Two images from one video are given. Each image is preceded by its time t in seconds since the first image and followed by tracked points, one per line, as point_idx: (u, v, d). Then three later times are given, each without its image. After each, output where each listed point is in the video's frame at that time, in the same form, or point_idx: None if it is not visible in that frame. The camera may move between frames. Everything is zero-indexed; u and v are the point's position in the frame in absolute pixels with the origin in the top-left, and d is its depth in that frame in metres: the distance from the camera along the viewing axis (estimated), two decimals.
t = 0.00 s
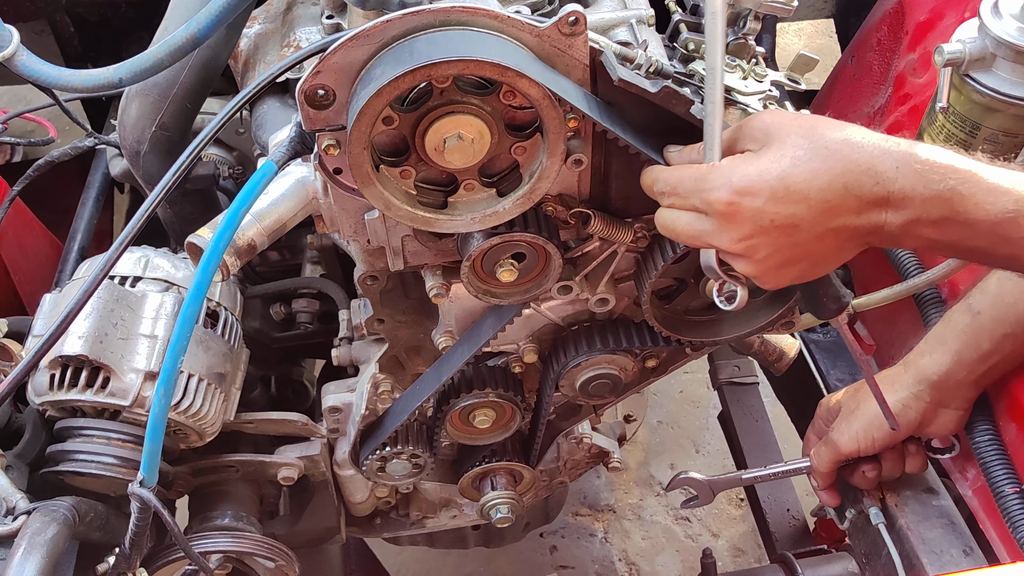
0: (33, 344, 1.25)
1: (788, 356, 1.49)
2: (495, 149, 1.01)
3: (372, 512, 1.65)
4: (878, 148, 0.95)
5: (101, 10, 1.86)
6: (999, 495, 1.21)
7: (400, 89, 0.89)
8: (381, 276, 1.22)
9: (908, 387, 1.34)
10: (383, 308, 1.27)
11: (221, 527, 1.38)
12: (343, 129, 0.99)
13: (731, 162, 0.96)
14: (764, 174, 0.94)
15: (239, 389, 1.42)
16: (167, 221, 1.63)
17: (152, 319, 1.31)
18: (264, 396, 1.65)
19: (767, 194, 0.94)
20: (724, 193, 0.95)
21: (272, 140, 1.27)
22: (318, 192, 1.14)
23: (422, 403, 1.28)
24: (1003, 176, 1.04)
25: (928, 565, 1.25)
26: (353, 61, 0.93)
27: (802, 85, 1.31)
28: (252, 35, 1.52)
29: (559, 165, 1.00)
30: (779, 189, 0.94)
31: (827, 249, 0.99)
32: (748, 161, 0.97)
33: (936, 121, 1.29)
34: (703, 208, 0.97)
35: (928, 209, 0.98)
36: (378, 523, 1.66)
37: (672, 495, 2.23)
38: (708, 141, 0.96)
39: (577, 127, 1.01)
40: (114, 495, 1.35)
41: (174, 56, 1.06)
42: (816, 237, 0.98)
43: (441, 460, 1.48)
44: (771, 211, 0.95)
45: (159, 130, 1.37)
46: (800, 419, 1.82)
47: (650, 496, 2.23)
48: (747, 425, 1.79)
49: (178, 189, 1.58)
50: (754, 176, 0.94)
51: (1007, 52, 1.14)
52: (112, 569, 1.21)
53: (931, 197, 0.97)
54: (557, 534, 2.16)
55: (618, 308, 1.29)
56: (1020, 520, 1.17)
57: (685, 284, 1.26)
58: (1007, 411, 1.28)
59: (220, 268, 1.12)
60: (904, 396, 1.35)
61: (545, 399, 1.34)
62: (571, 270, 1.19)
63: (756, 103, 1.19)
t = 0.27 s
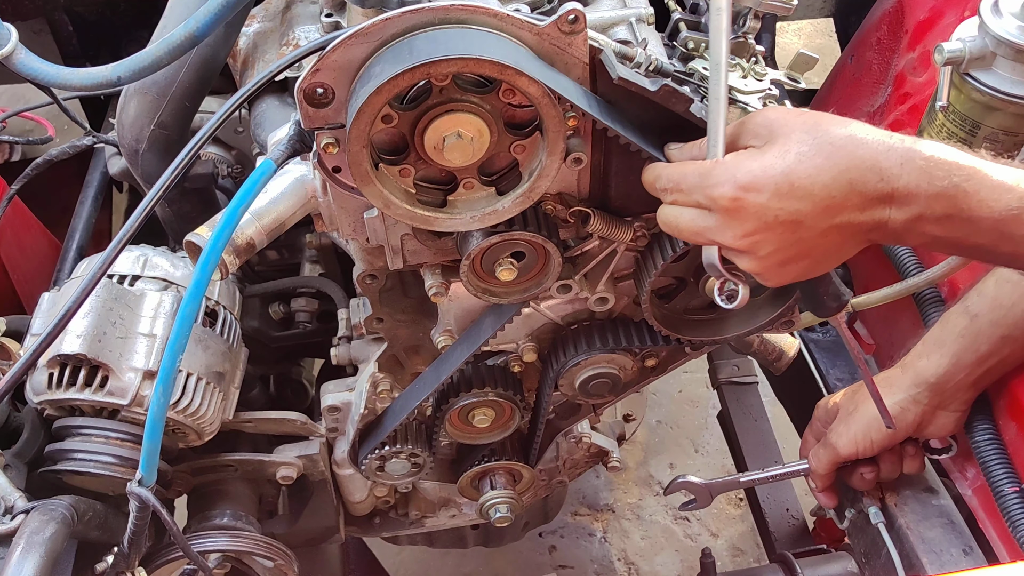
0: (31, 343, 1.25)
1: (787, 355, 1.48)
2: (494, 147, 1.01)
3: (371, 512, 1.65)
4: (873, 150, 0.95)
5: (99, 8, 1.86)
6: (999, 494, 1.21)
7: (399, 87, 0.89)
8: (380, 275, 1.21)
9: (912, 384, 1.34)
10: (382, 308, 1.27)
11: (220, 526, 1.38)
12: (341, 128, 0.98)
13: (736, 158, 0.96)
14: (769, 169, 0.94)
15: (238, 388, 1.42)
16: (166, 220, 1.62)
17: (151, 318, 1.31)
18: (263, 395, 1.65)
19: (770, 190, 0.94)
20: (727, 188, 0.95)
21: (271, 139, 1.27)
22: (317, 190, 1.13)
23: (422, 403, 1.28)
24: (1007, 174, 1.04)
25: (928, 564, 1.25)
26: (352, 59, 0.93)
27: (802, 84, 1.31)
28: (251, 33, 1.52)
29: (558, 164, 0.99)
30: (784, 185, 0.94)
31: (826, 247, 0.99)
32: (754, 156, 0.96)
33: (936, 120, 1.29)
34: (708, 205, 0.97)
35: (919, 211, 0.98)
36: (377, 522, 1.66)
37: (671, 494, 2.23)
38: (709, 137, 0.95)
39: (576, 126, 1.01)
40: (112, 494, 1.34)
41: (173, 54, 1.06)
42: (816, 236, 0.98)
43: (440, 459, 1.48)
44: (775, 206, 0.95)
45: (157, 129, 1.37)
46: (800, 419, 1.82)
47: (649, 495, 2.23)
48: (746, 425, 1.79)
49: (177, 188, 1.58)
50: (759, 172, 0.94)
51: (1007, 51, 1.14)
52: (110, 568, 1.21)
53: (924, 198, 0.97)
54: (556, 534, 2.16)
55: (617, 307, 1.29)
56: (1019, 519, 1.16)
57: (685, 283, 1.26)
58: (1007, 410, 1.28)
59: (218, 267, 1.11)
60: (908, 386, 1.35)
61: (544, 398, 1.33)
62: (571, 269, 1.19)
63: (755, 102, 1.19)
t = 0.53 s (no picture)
0: (29, 342, 1.25)
1: (786, 354, 1.47)
2: (493, 146, 1.01)
3: (370, 511, 1.65)
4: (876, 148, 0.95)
5: (98, 7, 1.85)
6: (998, 493, 1.20)
7: (397, 86, 0.89)
8: (378, 274, 1.21)
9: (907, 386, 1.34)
10: (381, 307, 1.27)
11: (219, 525, 1.38)
12: (340, 126, 0.98)
13: (734, 158, 0.96)
14: (769, 170, 0.94)
15: (236, 388, 1.42)
16: (165, 219, 1.62)
17: (149, 317, 1.31)
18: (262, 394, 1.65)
19: (770, 190, 0.94)
20: (727, 189, 0.95)
21: (270, 138, 1.27)
22: (316, 190, 1.13)
23: (420, 402, 1.28)
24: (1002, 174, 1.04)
25: (927, 563, 1.25)
26: (350, 58, 0.93)
27: (801, 83, 1.31)
28: (249, 32, 1.52)
29: (556, 163, 0.99)
30: (784, 185, 0.94)
31: (825, 246, 0.99)
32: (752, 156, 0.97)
33: (935, 120, 1.29)
34: (707, 206, 0.97)
35: (907, 215, 0.99)
36: (376, 521, 1.66)
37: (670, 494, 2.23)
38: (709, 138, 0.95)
39: (575, 124, 1.01)
40: (111, 493, 1.34)
41: (171, 53, 1.06)
42: (813, 235, 0.98)
43: (438, 458, 1.48)
44: (776, 207, 0.95)
45: (156, 127, 1.37)
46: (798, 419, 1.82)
47: (648, 495, 2.23)
48: (744, 424, 1.79)
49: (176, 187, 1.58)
50: (759, 173, 0.94)
51: (1006, 51, 1.14)
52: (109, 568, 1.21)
53: (911, 203, 0.98)
54: (555, 533, 2.16)
55: (616, 306, 1.29)
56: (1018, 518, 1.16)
57: (683, 282, 1.26)
58: (1006, 409, 1.27)
59: (216, 266, 1.11)
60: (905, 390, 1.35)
61: (543, 397, 1.33)
62: (569, 268, 1.19)
63: (754, 101, 1.19)
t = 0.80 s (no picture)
0: (28, 342, 1.25)
1: (784, 354, 1.47)
2: (491, 147, 1.01)
3: (369, 511, 1.65)
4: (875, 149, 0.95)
5: (97, 7, 1.85)
6: (996, 494, 1.21)
7: (395, 87, 0.89)
8: (377, 275, 1.22)
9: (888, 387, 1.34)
10: (379, 307, 1.27)
11: (217, 526, 1.38)
12: (338, 127, 0.98)
13: (735, 149, 0.96)
14: (769, 158, 0.94)
15: (235, 388, 1.42)
16: (163, 219, 1.62)
17: (148, 318, 1.31)
18: (260, 394, 1.65)
19: (773, 177, 0.94)
20: (729, 177, 0.94)
21: (269, 138, 1.27)
22: (314, 190, 1.13)
23: (418, 402, 1.27)
24: (1001, 158, 1.06)
25: (925, 564, 1.26)
26: (348, 58, 0.93)
27: (799, 84, 1.32)
28: (248, 33, 1.52)
29: (554, 164, 0.99)
30: (786, 172, 0.93)
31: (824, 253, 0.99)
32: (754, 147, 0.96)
33: (933, 120, 1.28)
34: (708, 196, 0.96)
35: (907, 200, 0.99)
36: (374, 522, 1.66)
37: (669, 494, 2.24)
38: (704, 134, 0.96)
39: (573, 125, 1.01)
40: (109, 493, 1.34)
41: (169, 53, 1.06)
42: (812, 234, 0.98)
43: (436, 458, 1.48)
44: (778, 193, 0.94)
45: (154, 128, 1.37)
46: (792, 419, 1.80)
47: (647, 495, 2.23)
48: (743, 424, 1.79)
49: (175, 187, 1.58)
50: (759, 160, 0.94)
51: (1005, 51, 1.14)
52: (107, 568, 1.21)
53: (913, 186, 0.98)
54: (553, 533, 2.16)
55: (615, 306, 1.29)
56: (1016, 518, 1.17)
57: (681, 283, 1.26)
58: (1003, 410, 1.27)
59: (214, 266, 1.11)
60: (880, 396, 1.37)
61: (541, 398, 1.33)
62: (567, 268, 1.19)
63: (752, 101, 1.19)
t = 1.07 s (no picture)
0: (26, 341, 1.25)
1: (784, 353, 1.47)
2: (490, 145, 1.01)
3: (368, 509, 1.64)
4: (876, 149, 0.95)
5: (95, 6, 1.85)
6: (995, 493, 1.21)
7: (395, 85, 0.89)
8: (376, 273, 1.21)
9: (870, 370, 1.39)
10: (379, 305, 1.27)
11: (216, 524, 1.38)
12: (338, 124, 0.98)
13: (740, 140, 0.96)
14: (773, 149, 0.94)
15: (234, 387, 1.42)
16: (162, 217, 1.62)
17: (147, 316, 1.31)
18: (259, 393, 1.65)
19: (777, 167, 0.94)
20: (733, 168, 0.94)
21: (268, 136, 1.27)
22: (313, 188, 1.13)
23: (418, 401, 1.27)
24: (1014, 149, 1.06)
25: (924, 562, 1.26)
26: (348, 56, 0.93)
27: (799, 82, 1.31)
28: (247, 31, 1.51)
29: (554, 162, 0.99)
30: (790, 161, 0.94)
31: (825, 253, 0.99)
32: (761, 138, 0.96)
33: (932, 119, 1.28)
34: (713, 188, 0.96)
35: (917, 193, 0.99)
36: (374, 520, 1.66)
37: (669, 493, 2.23)
38: (715, 128, 0.98)
39: (573, 123, 1.00)
40: (108, 492, 1.34)
41: (168, 51, 1.06)
42: (812, 233, 0.98)
43: (436, 457, 1.48)
44: (783, 182, 0.94)
45: (153, 126, 1.36)
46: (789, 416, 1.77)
47: (646, 494, 2.23)
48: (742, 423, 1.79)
49: (174, 186, 1.57)
50: (764, 151, 0.94)
51: (1004, 49, 1.14)
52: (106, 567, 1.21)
53: (922, 179, 0.98)
54: (553, 532, 2.16)
55: (615, 305, 1.29)
56: (1016, 517, 1.16)
57: (681, 282, 1.25)
58: (1003, 408, 1.27)
59: (213, 265, 1.11)
60: (808, 391, 1.42)
61: (540, 396, 1.33)
62: (567, 267, 1.19)
63: (752, 100, 1.19)
